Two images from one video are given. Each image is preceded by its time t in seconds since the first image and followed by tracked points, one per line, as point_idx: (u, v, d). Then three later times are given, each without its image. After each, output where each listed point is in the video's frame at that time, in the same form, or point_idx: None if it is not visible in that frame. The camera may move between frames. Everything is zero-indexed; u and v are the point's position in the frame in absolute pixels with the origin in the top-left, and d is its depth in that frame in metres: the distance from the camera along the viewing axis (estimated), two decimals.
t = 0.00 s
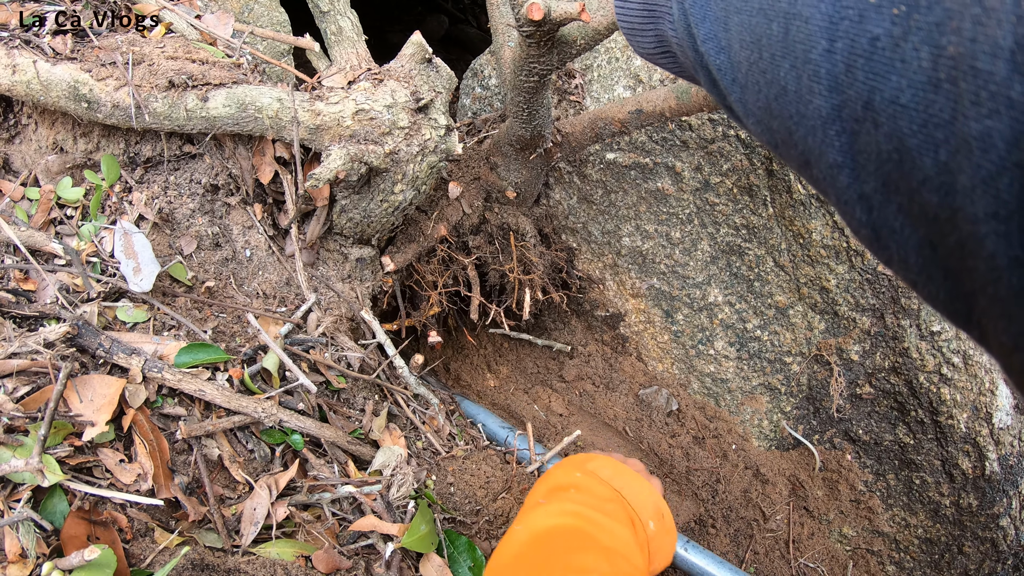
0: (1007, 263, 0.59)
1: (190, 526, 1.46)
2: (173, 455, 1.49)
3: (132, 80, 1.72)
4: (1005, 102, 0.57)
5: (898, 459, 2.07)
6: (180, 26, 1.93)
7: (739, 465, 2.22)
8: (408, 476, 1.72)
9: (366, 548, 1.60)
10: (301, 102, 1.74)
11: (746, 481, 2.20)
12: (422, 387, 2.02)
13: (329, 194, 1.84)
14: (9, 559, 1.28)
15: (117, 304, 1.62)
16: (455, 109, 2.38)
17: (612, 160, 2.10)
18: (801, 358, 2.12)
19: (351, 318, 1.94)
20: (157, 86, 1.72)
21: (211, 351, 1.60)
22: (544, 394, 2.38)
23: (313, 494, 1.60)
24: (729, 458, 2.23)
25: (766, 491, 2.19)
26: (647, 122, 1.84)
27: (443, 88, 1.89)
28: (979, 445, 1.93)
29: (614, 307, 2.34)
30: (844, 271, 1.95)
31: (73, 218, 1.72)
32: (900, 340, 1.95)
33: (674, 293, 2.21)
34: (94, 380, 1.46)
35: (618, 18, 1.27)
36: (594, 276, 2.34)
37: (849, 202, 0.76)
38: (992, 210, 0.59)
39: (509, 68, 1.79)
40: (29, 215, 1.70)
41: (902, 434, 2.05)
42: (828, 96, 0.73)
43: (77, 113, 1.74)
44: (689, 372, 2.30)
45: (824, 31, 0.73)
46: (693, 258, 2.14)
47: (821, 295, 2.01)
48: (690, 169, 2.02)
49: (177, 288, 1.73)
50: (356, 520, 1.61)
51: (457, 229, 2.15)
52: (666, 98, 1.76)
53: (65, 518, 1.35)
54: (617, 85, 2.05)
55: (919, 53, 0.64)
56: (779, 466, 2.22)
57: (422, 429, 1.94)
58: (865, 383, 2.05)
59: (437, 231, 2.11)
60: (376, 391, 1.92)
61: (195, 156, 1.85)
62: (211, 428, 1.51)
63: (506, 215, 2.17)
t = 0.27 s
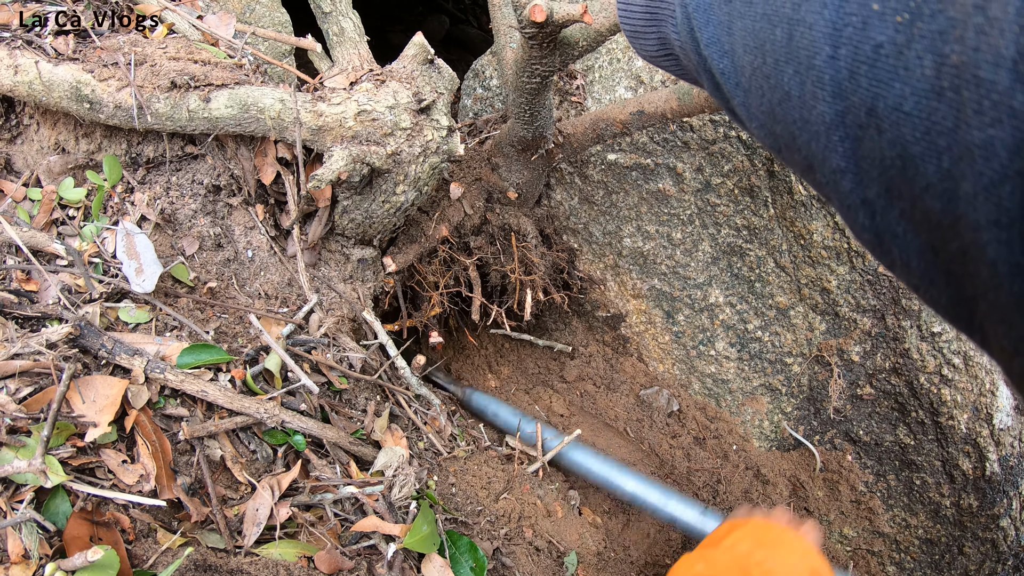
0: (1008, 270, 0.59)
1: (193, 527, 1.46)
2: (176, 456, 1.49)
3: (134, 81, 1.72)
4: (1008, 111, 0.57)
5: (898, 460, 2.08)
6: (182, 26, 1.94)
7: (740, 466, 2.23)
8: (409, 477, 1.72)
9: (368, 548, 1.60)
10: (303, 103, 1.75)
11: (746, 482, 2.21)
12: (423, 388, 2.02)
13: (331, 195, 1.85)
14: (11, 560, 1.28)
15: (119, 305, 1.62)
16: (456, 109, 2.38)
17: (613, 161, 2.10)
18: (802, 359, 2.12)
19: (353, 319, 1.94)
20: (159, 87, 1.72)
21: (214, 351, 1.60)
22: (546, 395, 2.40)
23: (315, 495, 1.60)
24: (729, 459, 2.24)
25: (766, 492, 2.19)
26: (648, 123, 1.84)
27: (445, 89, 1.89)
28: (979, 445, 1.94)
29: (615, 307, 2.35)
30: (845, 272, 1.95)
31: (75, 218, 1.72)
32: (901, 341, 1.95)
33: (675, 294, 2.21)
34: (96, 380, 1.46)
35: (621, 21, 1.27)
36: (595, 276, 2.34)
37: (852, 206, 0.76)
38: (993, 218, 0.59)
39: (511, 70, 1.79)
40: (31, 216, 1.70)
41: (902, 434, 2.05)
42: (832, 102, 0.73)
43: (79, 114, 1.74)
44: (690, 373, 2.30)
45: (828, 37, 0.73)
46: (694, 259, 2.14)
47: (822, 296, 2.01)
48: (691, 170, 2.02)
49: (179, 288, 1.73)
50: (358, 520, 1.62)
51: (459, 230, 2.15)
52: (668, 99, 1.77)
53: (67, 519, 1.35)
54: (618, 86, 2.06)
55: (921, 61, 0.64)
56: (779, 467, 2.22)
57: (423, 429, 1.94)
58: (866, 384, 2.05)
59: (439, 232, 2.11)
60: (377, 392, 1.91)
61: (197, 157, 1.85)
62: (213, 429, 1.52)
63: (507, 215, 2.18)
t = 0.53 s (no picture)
0: (1008, 271, 0.59)
1: (194, 527, 1.46)
2: (176, 456, 1.49)
3: (135, 81, 1.72)
4: (1009, 112, 0.57)
5: (899, 460, 2.08)
6: (182, 27, 1.94)
7: (740, 466, 2.25)
8: (410, 477, 1.72)
9: (369, 548, 1.60)
10: (303, 103, 1.74)
11: (746, 482, 2.23)
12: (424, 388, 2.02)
13: (331, 195, 1.85)
14: (12, 560, 1.27)
15: (119, 305, 1.62)
16: (457, 109, 2.38)
17: (613, 162, 2.10)
18: (802, 359, 2.12)
19: (353, 319, 1.94)
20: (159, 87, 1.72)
21: (215, 352, 1.60)
22: (545, 394, 2.41)
23: (316, 495, 1.60)
24: (730, 459, 2.26)
25: (766, 492, 2.22)
26: (649, 124, 1.84)
27: (445, 88, 1.91)
28: (979, 446, 1.93)
29: (615, 308, 2.35)
30: (845, 273, 1.95)
31: (76, 219, 1.72)
32: (901, 342, 1.95)
33: (676, 294, 2.21)
34: (97, 381, 1.46)
35: (622, 21, 1.27)
36: (596, 277, 2.34)
37: (853, 207, 0.76)
38: (994, 218, 0.59)
39: (512, 70, 1.79)
40: (31, 216, 1.70)
41: (903, 435, 2.05)
42: (832, 102, 0.73)
43: (80, 114, 1.74)
44: (690, 373, 2.30)
45: (828, 37, 0.73)
46: (694, 259, 2.14)
47: (823, 296, 2.01)
48: (692, 170, 2.02)
49: (180, 288, 1.73)
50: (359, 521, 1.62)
51: (459, 230, 2.15)
52: (668, 100, 1.77)
53: (68, 519, 1.35)
54: (619, 86, 2.06)
55: (922, 61, 0.64)
56: (779, 467, 2.24)
57: (424, 430, 1.94)
58: (866, 385, 2.06)
59: (440, 232, 2.11)
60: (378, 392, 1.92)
61: (197, 157, 1.85)
62: (214, 429, 1.52)
63: (508, 216, 2.18)
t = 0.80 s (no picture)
0: (996, 257, 0.59)
1: (186, 525, 1.45)
2: (169, 454, 1.49)
3: (129, 79, 1.72)
4: (994, 89, 0.56)
5: (898, 460, 2.07)
6: (178, 26, 1.94)
7: (738, 466, 2.20)
8: (404, 476, 1.70)
9: (362, 548, 1.59)
10: (297, 101, 1.74)
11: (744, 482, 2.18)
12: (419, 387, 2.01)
13: (326, 194, 1.84)
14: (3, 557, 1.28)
15: (113, 303, 1.61)
16: (453, 108, 2.37)
17: (610, 160, 2.09)
18: (800, 358, 2.11)
19: (348, 317, 1.94)
20: (153, 85, 1.72)
21: (208, 349, 1.59)
22: (541, 392, 2.37)
23: (308, 494, 1.60)
24: (727, 458, 2.21)
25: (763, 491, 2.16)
26: (644, 121, 1.84)
27: (441, 86, 1.91)
28: (978, 445, 1.92)
29: (613, 306, 2.34)
30: (843, 270, 1.94)
31: (70, 217, 1.72)
32: (899, 340, 1.94)
33: (673, 292, 2.20)
34: (88, 379, 1.46)
35: (613, 15, 1.27)
36: (593, 276, 2.33)
37: (840, 195, 0.75)
38: (980, 201, 0.59)
39: (506, 67, 1.79)
40: (25, 215, 1.70)
41: (902, 434, 2.04)
42: (817, 88, 0.72)
43: (74, 112, 1.74)
44: (688, 372, 2.29)
45: (813, 23, 0.72)
46: (691, 258, 2.13)
47: (820, 295, 2.00)
48: (688, 169, 2.01)
49: (174, 287, 1.72)
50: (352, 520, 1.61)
51: (455, 229, 2.15)
52: (664, 97, 1.76)
53: (60, 517, 1.35)
54: (615, 84, 2.05)
55: (906, 41, 0.63)
56: (777, 466, 2.20)
57: (419, 428, 1.93)
58: (864, 384, 2.04)
59: (435, 230, 2.11)
60: (373, 391, 1.90)
61: (192, 155, 1.85)
62: (206, 427, 1.51)
63: (504, 214, 2.17)
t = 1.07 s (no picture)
0: (1003, 261, 0.60)
1: (191, 528, 1.46)
2: (174, 457, 1.49)
3: (132, 82, 1.72)
4: (1001, 98, 0.57)
5: (899, 460, 2.08)
6: (180, 28, 1.94)
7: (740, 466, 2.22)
8: (409, 478, 1.71)
9: (367, 549, 1.59)
10: (301, 104, 1.74)
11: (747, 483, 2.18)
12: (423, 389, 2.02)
13: (330, 196, 1.85)
14: (10, 561, 1.28)
15: (118, 306, 1.62)
16: (455, 109, 2.38)
17: (612, 161, 2.10)
18: (802, 359, 2.12)
19: (352, 319, 1.95)
20: (157, 88, 1.72)
21: (212, 352, 1.60)
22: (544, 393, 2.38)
23: (314, 496, 1.60)
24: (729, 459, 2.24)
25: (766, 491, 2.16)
26: (647, 122, 1.84)
27: (443, 88, 1.90)
28: (980, 445, 1.92)
29: (615, 307, 2.34)
30: (845, 271, 1.94)
31: (74, 220, 1.72)
32: (901, 340, 1.95)
33: (675, 293, 2.21)
34: (94, 382, 1.46)
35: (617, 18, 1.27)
36: (595, 277, 2.33)
37: (846, 201, 0.75)
38: (988, 207, 0.59)
39: (509, 68, 1.79)
40: (29, 218, 1.70)
41: (903, 434, 2.05)
42: (825, 95, 0.72)
43: (78, 115, 1.74)
44: (690, 373, 2.30)
45: (820, 29, 0.72)
46: (693, 259, 2.14)
47: (822, 295, 2.01)
48: (690, 170, 2.01)
49: (178, 289, 1.73)
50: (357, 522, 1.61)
51: (458, 230, 2.16)
52: (666, 99, 1.77)
53: (66, 520, 1.35)
54: (617, 85, 2.06)
55: (914, 49, 0.63)
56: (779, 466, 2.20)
57: (423, 430, 1.94)
58: (866, 384, 2.05)
59: (438, 232, 2.12)
60: (377, 392, 1.92)
61: (195, 158, 1.85)
62: (212, 430, 1.52)
63: (506, 215, 2.17)
